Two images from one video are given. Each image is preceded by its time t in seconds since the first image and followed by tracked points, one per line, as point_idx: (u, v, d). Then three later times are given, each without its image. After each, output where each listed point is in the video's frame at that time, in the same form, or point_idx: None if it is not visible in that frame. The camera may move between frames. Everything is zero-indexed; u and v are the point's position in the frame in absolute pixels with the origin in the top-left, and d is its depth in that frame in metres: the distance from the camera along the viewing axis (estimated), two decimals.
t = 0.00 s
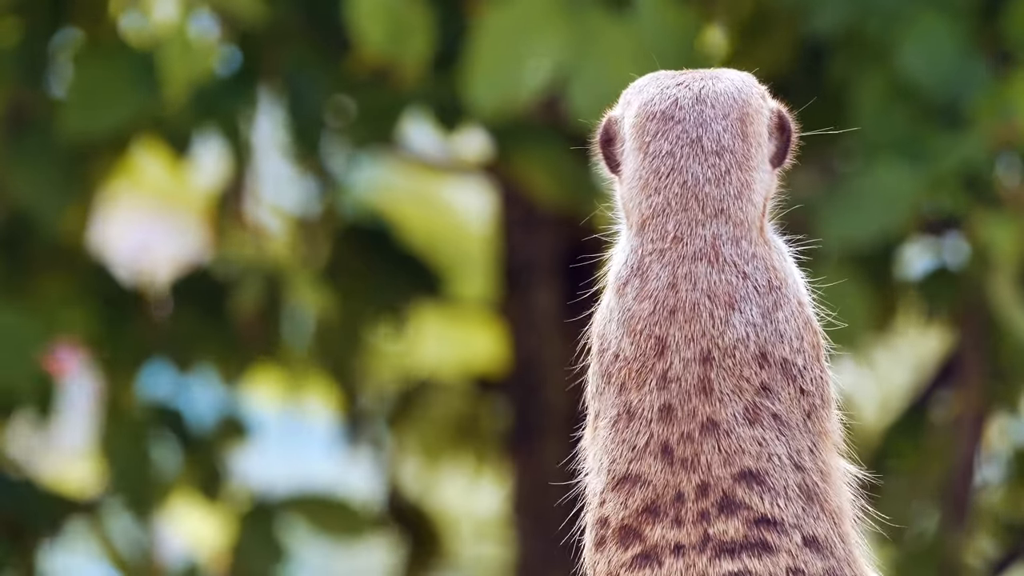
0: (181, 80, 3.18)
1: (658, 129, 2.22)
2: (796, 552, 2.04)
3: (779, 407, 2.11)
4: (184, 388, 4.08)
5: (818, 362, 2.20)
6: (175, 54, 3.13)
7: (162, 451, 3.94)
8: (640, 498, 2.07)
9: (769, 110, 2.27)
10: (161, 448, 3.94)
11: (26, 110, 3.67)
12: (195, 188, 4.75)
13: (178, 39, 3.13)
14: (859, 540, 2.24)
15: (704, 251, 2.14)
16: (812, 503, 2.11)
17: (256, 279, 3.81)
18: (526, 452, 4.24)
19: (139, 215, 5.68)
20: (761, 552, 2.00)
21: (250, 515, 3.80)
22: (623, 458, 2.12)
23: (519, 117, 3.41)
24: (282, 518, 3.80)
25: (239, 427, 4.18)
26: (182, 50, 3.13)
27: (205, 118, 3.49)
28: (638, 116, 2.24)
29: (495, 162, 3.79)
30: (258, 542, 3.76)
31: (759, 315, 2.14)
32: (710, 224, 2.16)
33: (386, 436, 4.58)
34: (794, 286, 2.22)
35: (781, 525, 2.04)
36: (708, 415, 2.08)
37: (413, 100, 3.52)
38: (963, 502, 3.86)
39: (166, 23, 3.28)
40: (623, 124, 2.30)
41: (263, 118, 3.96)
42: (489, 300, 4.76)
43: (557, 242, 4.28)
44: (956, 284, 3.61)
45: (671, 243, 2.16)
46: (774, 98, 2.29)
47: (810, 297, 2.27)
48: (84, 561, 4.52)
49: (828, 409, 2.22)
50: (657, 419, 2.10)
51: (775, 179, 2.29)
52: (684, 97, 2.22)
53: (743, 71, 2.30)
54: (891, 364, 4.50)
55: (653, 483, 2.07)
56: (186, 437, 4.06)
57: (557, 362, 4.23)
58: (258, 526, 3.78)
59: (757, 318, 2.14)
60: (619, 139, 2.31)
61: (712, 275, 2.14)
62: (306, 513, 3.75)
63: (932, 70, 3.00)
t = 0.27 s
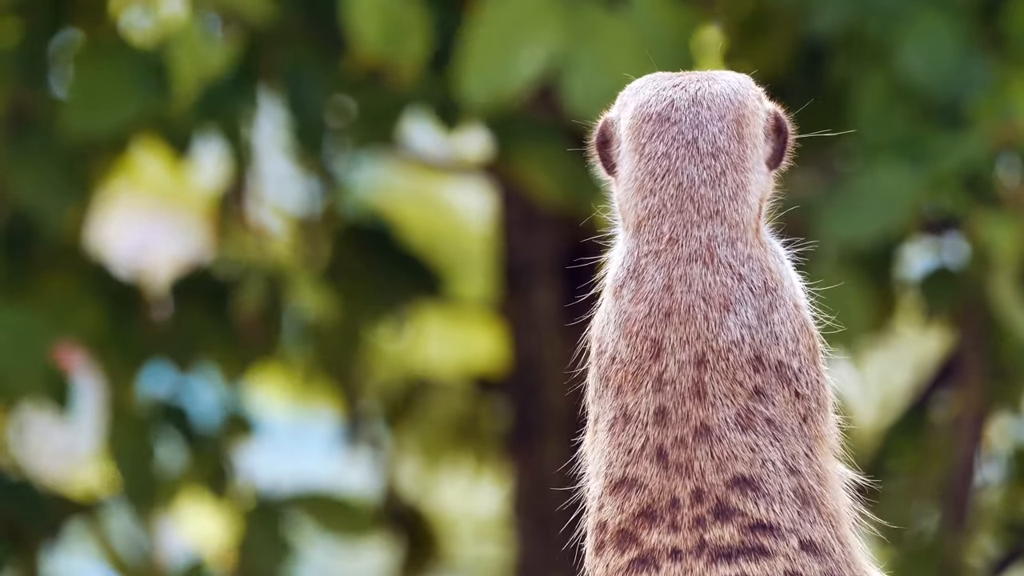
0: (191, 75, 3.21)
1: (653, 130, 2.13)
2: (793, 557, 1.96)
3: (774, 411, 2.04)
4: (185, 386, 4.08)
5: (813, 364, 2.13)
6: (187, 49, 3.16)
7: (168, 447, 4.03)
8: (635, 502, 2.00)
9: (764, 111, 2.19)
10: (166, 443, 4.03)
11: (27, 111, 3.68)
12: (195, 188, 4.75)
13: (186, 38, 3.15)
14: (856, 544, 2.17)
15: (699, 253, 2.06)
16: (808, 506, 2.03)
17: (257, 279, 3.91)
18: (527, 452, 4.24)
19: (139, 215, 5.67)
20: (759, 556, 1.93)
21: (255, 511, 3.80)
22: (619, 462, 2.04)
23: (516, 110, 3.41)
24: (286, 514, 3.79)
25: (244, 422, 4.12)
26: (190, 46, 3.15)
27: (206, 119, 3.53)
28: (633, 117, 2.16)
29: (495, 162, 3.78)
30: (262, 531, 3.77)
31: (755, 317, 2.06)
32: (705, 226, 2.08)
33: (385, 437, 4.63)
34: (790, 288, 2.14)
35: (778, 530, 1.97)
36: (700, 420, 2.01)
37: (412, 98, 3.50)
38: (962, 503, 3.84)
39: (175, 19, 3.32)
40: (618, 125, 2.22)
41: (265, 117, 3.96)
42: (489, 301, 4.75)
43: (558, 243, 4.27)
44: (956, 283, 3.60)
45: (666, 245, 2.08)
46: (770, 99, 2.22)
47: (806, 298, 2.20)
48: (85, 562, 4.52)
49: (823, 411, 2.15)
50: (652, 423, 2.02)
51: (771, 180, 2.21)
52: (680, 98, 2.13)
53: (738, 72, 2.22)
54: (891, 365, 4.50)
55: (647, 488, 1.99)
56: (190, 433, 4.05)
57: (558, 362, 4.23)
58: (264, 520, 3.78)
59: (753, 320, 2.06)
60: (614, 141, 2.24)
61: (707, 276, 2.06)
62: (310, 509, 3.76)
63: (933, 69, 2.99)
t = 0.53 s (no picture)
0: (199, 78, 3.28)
1: (654, 132, 2.11)
2: (792, 559, 1.94)
3: (773, 414, 2.01)
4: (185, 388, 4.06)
5: (815, 366, 2.10)
6: (196, 47, 3.24)
7: (159, 447, 4.02)
8: (633, 503, 1.98)
9: (766, 114, 2.17)
10: (157, 443, 4.02)
11: (27, 111, 3.65)
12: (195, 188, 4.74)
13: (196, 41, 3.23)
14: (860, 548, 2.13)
15: (699, 254, 2.05)
16: (809, 509, 2.00)
17: (257, 278, 3.85)
18: (527, 452, 4.23)
19: (139, 214, 5.67)
20: (756, 558, 1.91)
21: (244, 508, 3.80)
22: (618, 463, 2.02)
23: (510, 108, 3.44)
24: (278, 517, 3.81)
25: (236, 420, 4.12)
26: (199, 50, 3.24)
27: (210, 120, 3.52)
28: (634, 119, 2.14)
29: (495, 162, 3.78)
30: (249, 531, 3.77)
31: (756, 320, 2.03)
32: (705, 227, 2.06)
33: (383, 437, 4.63)
34: (790, 290, 2.11)
35: (778, 532, 1.94)
36: (698, 421, 1.98)
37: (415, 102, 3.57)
38: (961, 504, 3.89)
39: (199, 25, 3.29)
40: (620, 127, 2.20)
41: (263, 117, 3.96)
42: (489, 301, 4.76)
43: (557, 242, 4.28)
44: (956, 283, 3.61)
45: (666, 246, 2.07)
46: (771, 101, 2.20)
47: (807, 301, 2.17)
48: (84, 562, 4.53)
49: (825, 414, 2.12)
50: (650, 424, 2.00)
51: (772, 182, 2.19)
52: (681, 100, 2.11)
53: (740, 75, 2.21)
54: (891, 364, 4.50)
55: (645, 489, 1.97)
56: (182, 432, 4.03)
57: (558, 361, 4.24)
58: (251, 516, 3.79)
59: (753, 322, 2.03)
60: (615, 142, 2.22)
61: (706, 278, 2.04)
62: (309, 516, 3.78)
63: (934, 64, 2.99)
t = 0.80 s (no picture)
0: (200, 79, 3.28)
1: (656, 132, 2.11)
2: (793, 561, 1.92)
3: (774, 416, 2.00)
4: (180, 383, 4.12)
5: (815, 367, 2.09)
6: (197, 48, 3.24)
7: (146, 442, 4.04)
8: (634, 504, 1.96)
9: (768, 116, 2.17)
10: (144, 438, 4.03)
11: (27, 111, 3.66)
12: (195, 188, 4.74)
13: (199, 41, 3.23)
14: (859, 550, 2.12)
15: (701, 255, 2.04)
16: (810, 510, 2.00)
17: (258, 278, 3.84)
18: (527, 452, 4.23)
19: (140, 214, 5.67)
20: (757, 559, 1.90)
21: (229, 505, 3.80)
22: (619, 464, 2.01)
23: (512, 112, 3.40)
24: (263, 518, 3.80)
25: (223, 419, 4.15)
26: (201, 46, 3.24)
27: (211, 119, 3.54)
28: (636, 119, 2.13)
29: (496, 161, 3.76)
30: (233, 531, 3.76)
31: (757, 320, 2.02)
32: (707, 227, 2.05)
33: (380, 439, 4.68)
34: (792, 291, 2.10)
35: (779, 533, 1.93)
36: (699, 422, 1.97)
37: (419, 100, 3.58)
38: (962, 503, 3.88)
39: (201, 26, 3.25)
40: (622, 127, 2.20)
41: (264, 117, 3.94)
42: (490, 301, 4.76)
43: (556, 241, 4.28)
44: (957, 283, 3.60)
45: (668, 246, 2.06)
46: (772, 102, 2.20)
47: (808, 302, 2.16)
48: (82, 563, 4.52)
49: (825, 416, 2.11)
50: (652, 425, 1.99)
51: (773, 184, 2.18)
52: (683, 100, 2.11)
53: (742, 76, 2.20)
54: (891, 364, 4.51)
55: (647, 490, 1.96)
56: (169, 431, 4.05)
57: (558, 360, 4.23)
58: (238, 518, 3.77)
59: (754, 322, 2.02)
60: (617, 144, 2.22)
61: (708, 278, 2.03)
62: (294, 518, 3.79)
63: (938, 60, 2.96)
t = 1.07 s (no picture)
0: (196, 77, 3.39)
1: (655, 132, 2.11)
2: (794, 561, 1.92)
3: (774, 416, 2.00)
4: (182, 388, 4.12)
5: (815, 367, 2.09)
6: (194, 48, 3.34)
7: (137, 443, 4.09)
8: (634, 505, 1.96)
9: (767, 116, 2.17)
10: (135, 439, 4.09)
11: (27, 112, 3.65)
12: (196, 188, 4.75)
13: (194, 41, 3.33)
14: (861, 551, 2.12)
15: (701, 255, 2.04)
16: (810, 511, 1.99)
17: (261, 278, 3.86)
18: (527, 452, 4.23)
19: (140, 214, 5.67)
20: (758, 560, 1.89)
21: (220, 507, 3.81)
22: (619, 465, 2.01)
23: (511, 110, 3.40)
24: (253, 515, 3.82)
25: (215, 418, 4.17)
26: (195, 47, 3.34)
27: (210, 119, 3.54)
28: (635, 120, 2.14)
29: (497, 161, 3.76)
30: (223, 531, 3.77)
31: (756, 320, 2.02)
32: (706, 228, 2.05)
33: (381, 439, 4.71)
34: (791, 291, 2.10)
35: (779, 534, 1.93)
36: (699, 423, 1.97)
37: (421, 101, 3.59)
38: (963, 505, 3.86)
39: (196, 25, 3.34)
40: (621, 128, 2.20)
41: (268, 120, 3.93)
42: (489, 301, 4.76)
43: (557, 241, 4.29)
44: (957, 283, 3.60)
45: (668, 247, 2.06)
46: (771, 102, 2.20)
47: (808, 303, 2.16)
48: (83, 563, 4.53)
49: (825, 417, 2.11)
50: (652, 426, 1.99)
51: (772, 184, 2.18)
52: (682, 100, 2.11)
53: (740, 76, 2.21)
54: (890, 365, 4.52)
55: (647, 492, 1.96)
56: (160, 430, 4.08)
57: (558, 360, 4.23)
58: (229, 517, 3.79)
59: (754, 323, 2.02)
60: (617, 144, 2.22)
61: (708, 278, 2.03)
62: (285, 517, 3.79)
63: (940, 60, 2.94)
